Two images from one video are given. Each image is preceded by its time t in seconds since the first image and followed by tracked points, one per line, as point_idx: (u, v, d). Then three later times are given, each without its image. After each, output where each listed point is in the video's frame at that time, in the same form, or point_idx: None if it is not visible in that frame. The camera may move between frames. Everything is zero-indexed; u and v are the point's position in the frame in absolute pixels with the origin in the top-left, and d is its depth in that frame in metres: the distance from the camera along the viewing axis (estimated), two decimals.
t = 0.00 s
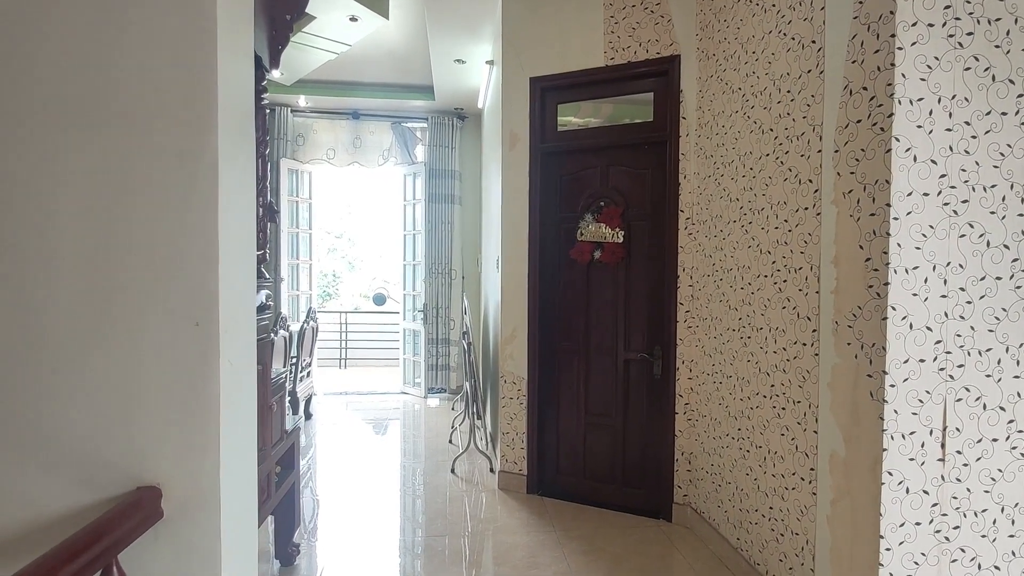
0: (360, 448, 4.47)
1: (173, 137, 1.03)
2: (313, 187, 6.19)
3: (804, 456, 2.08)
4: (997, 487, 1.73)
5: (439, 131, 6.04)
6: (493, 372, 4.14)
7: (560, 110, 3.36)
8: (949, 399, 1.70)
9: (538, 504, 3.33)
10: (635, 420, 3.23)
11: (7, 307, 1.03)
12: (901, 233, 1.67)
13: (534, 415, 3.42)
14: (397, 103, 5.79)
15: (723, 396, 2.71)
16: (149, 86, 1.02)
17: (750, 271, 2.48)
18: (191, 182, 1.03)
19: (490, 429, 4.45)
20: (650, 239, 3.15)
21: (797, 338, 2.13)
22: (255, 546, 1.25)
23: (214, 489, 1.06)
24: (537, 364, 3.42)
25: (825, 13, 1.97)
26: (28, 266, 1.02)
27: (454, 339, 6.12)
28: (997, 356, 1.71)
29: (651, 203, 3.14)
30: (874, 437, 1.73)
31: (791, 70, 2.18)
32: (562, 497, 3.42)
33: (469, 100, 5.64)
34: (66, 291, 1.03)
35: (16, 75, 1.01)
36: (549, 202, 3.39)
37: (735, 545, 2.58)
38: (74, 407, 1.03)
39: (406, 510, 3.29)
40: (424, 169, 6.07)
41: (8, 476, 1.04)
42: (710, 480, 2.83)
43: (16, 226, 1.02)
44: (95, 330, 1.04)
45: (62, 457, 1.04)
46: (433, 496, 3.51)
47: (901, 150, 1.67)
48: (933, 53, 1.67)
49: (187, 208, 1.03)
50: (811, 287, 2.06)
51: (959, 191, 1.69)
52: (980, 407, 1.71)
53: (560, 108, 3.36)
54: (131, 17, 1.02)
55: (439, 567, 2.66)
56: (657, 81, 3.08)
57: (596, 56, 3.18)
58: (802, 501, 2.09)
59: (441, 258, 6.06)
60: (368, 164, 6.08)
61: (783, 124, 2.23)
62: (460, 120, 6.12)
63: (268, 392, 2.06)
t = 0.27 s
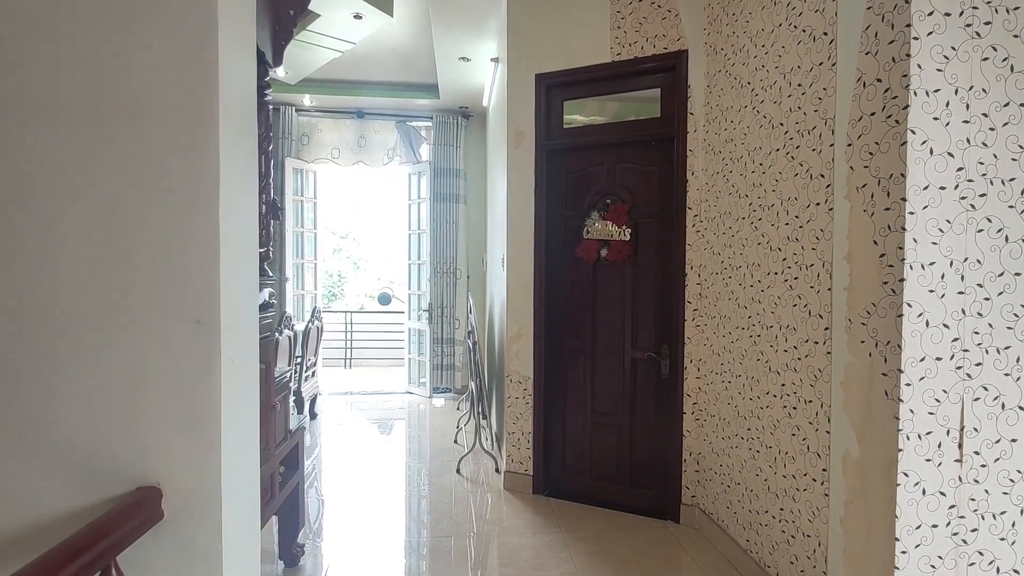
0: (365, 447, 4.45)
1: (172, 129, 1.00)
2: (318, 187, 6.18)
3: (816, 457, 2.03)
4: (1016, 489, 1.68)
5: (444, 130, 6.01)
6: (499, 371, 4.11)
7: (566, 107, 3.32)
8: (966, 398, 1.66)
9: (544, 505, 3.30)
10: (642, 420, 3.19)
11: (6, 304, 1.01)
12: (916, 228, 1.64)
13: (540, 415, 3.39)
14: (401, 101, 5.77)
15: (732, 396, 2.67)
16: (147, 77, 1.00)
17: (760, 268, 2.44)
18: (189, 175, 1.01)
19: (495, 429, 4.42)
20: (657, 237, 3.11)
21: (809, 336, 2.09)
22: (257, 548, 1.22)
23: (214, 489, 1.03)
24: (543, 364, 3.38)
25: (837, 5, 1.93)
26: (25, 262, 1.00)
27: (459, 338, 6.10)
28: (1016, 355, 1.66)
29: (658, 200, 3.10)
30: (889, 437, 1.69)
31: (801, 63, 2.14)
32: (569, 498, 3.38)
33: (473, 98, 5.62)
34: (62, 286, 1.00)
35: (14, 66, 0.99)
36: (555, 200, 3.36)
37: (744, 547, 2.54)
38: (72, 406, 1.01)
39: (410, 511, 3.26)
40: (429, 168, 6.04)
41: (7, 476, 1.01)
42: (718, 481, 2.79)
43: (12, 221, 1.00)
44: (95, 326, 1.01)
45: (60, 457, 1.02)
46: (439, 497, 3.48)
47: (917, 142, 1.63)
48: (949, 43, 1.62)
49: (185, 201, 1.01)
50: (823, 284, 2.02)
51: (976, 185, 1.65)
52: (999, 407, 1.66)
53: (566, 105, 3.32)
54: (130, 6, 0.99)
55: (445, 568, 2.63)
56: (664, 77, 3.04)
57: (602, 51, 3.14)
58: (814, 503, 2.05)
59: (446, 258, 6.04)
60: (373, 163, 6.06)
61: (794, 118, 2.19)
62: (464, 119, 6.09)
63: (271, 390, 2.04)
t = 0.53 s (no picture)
0: (367, 450, 4.40)
1: (150, 121, 0.96)
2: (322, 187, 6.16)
3: (827, 464, 1.96)
4: None
5: (448, 131, 5.97)
6: (503, 374, 4.05)
7: (569, 106, 3.27)
8: (984, 405, 1.59)
9: (547, 510, 3.24)
10: (647, 424, 3.12)
11: None
12: (932, 226, 1.57)
13: (543, 419, 3.33)
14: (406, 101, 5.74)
15: (739, 400, 2.60)
16: (125, 67, 0.96)
17: (768, 269, 2.37)
18: (167, 168, 0.96)
19: (498, 432, 4.36)
20: (662, 237, 3.05)
21: (819, 339, 2.02)
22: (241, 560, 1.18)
23: (191, 501, 0.98)
24: (546, 366, 3.33)
25: None
26: None
27: (463, 340, 6.05)
28: None
29: (664, 200, 3.04)
30: (903, 445, 1.62)
31: (811, 57, 2.07)
32: (573, 503, 3.32)
33: (478, 98, 5.58)
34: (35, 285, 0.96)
35: None
36: (558, 200, 3.30)
37: (752, 555, 2.47)
38: (46, 410, 0.97)
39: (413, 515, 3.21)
40: (433, 168, 6.01)
41: None
42: (725, 488, 2.72)
43: None
44: (69, 327, 0.97)
45: (34, 463, 0.97)
46: (440, 501, 3.43)
47: (932, 137, 1.56)
48: (966, 33, 1.55)
49: (163, 196, 0.96)
50: (834, 285, 1.94)
51: (995, 181, 1.57)
52: (1019, 414, 1.59)
53: (569, 103, 3.26)
54: None
55: None
56: (670, 74, 2.98)
57: (606, 48, 3.09)
58: (824, 512, 1.98)
59: (450, 259, 6.00)
60: (377, 164, 6.03)
61: (803, 114, 2.12)
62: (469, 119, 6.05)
63: (265, 394, 1.99)
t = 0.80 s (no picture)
0: (365, 454, 4.35)
1: (102, 119, 0.91)
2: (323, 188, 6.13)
3: (830, 478, 1.88)
4: None
5: (450, 132, 5.92)
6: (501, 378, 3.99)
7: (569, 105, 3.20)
8: (997, 420, 1.50)
9: (545, 519, 3.17)
10: (647, 432, 3.04)
11: None
12: (941, 231, 1.49)
13: (541, 425, 3.26)
14: (407, 102, 5.70)
15: (740, 409, 2.52)
16: (76, 62, 0.90)
17: (770, 274, 2.29)
18: (120, 169, 0.90)
19: (497, 438, 4.29)
20: (663, 240, 2.97)
21: (823, 348, 1.94)
22: None
23: (143, 523, 0.92)
24: (544, 372, 3.26)
25: None
26: None
27: (464, 343, 6.00)
28: None
29: (664, 202, 2.96)
30: (909, 461, 1.53)
31: (814, 54, 1.99)
32: (571, 512, 3.25)
33: (479, 99, 5.52)
34: None
35: None
36: (557, 202, 3.24)
37: (753, 570, 2.39)
38: None
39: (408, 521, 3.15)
40: (434, 170, 5.96)
41: None
42: (726, 499, 2.64)
43: None
44: (15, 337, 0.91)
45: None
46: (436, 508, 3.36)
47: (941, 137, 1.48)
48: (978, 28, 1.47)
49: (115, 198, 0.90)
50: (838, 292, 1.86)
51: (1008, 183, 1.49)
52: None
53: (569, 103, 3.20)
54: None
55: None
56: (671, 73, 2.90)
57: (606, 47, 3.02)
58: (827, 528, 1.90)
59: (452, 261, 5.94)
60: (379, 165, 5.99)
61: (806, 113, 2.04)
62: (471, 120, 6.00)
63: (248, 401, 1.94)
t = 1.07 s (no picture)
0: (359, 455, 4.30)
1: (45, 109, 0.85)
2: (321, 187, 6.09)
3: (827, 488, 1.82)
4: None
5: (448, 130, 5.86)
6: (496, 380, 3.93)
7: (565, 103, 3.14)
8: (1000, 429, 1.44)
9: (538, 525, 3.11)
10: (643, 436, 2.98)
11: None
12: (942, 232, 1.42)
13: (535, 429, 3.20)
14: (404, 100, 5.65)
15: (736, 415, 2.46)
16: (15, 48, 0.84)
17: (767, 276, 2.22)
18: (63, 163, 0.84)
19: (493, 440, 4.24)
20: (659, 241, 2.91)
21: (820, 353, 1.87)
22: None
23: (85, 542, 0.85)
24: (539, 374, 3.20)
25: None
26: None
27: (462, 344, 5.95)
28: None
29: (661, 202, 2.90)
30: (909, 473, 1.47)
31: (813, 49, 1.92)
32: (565, 518, 3.19)
33: (478, 97, 5.47)
34: None
35: None
36: (552, 201, 3.18)
37: None
38: None
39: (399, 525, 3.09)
40: (432, 169, 5.91)
41: None
42: (722, 506, 2.57)
43: None
44: None
45: None
46: (428, 512, 3.31)
47: (943, 135, 1.41)
48: (982, 20, 1.41)
49: (57, 193, 0.84)
50: (836, 295, 1.80)
51: (1013, 183, 1.43)
52: None
53: (564, 100, 3.14)
54: None
55: None
56: (669, 69, 2.84)
57: (602, 43, 2.95)
58: (824, 540, 1.83)
59: (449, 261, 5.89)
60: (376, 164, 5.95)
61: (804, 110, 1.98)
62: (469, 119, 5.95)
63: (227, 404, 1.89)
